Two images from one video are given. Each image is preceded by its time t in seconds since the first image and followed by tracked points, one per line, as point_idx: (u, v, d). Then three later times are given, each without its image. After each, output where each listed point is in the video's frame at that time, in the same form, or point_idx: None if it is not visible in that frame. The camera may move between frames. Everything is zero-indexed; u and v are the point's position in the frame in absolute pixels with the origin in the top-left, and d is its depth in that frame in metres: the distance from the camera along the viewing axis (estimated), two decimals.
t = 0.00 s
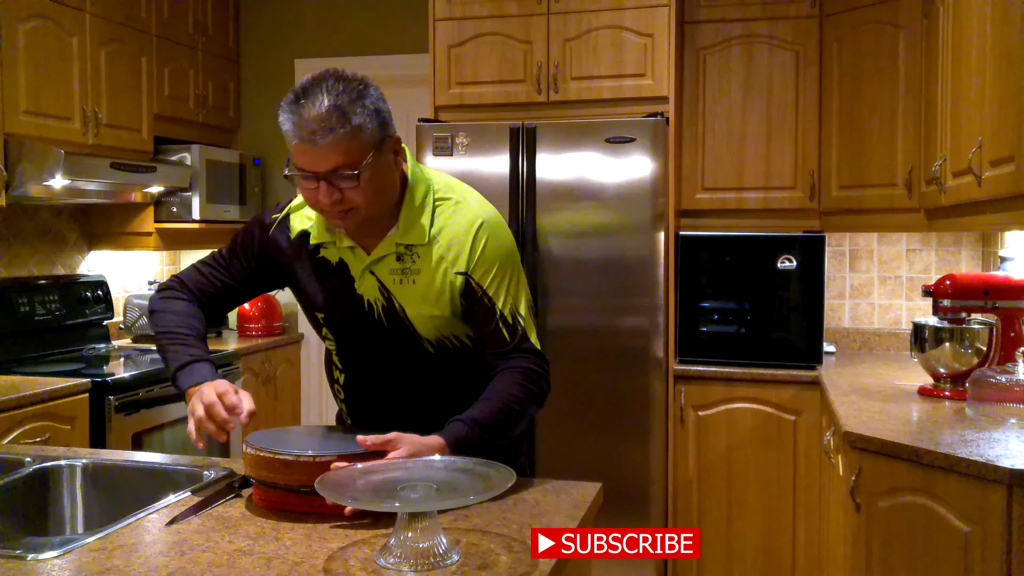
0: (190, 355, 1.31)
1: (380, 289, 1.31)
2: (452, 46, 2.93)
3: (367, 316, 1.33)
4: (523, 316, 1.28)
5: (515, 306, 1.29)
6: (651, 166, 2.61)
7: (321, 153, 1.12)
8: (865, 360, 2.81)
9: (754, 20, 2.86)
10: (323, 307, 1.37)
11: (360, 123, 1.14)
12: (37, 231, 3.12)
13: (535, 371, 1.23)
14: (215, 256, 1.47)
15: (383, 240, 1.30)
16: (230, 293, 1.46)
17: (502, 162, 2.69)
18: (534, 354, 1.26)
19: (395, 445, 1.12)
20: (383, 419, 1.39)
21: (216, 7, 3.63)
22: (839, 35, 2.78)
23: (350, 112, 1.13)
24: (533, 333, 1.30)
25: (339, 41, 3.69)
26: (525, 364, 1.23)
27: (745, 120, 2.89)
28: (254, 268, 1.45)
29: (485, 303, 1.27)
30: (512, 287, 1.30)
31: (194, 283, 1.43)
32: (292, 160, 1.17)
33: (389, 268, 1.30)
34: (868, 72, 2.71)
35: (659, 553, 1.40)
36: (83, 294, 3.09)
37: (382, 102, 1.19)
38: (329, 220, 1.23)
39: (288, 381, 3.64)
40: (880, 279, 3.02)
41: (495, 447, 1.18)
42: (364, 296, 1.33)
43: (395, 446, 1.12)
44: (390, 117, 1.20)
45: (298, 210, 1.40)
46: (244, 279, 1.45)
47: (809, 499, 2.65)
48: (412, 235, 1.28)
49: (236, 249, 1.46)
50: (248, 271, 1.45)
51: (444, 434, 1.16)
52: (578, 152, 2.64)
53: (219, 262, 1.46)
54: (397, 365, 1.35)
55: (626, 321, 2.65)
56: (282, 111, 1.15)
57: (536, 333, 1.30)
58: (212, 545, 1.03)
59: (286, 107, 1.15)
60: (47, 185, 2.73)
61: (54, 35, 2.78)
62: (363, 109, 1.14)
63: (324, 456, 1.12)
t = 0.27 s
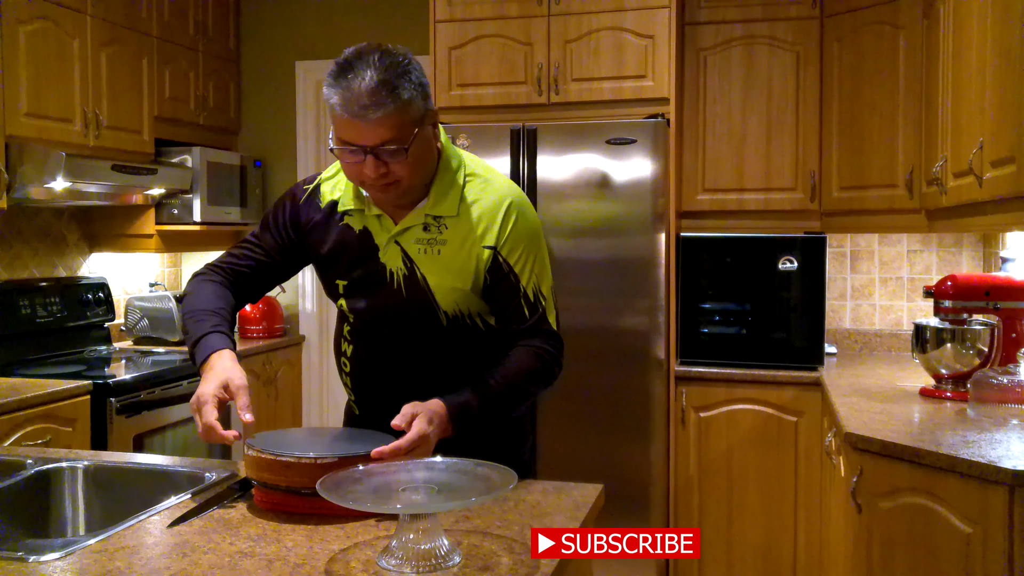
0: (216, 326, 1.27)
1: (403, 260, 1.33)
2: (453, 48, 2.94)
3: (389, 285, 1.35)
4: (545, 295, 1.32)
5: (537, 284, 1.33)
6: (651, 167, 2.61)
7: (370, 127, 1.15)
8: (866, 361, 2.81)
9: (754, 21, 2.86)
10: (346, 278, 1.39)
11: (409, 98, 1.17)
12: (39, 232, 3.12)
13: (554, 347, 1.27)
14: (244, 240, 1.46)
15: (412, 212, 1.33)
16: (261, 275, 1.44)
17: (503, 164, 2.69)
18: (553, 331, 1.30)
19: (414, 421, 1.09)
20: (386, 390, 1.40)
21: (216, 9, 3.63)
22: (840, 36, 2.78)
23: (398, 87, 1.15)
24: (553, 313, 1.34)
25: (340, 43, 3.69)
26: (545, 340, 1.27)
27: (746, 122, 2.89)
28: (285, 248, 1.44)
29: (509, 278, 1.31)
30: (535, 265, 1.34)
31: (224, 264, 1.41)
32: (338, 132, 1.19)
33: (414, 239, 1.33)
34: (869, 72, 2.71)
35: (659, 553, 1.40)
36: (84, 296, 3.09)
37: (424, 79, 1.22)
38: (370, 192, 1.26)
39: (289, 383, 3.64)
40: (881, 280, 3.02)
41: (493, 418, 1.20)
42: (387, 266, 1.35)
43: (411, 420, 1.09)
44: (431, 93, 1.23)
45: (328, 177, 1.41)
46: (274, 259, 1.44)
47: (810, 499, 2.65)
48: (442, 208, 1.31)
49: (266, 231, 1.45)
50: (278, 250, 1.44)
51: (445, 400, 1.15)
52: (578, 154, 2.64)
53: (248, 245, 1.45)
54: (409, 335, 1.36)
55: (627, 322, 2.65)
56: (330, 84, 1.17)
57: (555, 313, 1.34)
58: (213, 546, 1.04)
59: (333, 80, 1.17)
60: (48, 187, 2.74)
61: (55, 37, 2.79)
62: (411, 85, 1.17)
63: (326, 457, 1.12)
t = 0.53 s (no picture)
0: (218, 323, 1.27)
1: (415, 252, 1.34)
2: (454, 46, 2.93)
3: (400, 276, 1.35)
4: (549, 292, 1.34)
5: (543, 281, 1.35)
6: (653, 166, 2.61)
7: (388, 118, 1.15)
8: (866, 361, 2.81)
9: (756, 21, 2.86)
10: (356, 269, 1.39)
11: (428, 92, 1.17)
12: (39, 227, 3.12)
13: (556, 344, 1.29)
14: (250, 228, 1.44)
15: (425, 203, 1.33)
16: (269, 265, 1.43)
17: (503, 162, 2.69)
18: (556, 328, 1.32)
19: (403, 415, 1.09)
20: (388, 383, 1.40)
21: (218, 5, 3.63)
22: (842, 36, 2.78)
23: (419, 81, 1.16)
24: (555, 310, 1.36)
25: (341, 40, 3.69)
26: (548, 338, 1.29)
27: (747, 121, 2.88)
28: (293, 238, 1.43)
29: (517, 274, 1.33)
30: (541, 261, 1.36)
31: (232, 253, 1.39)
32: (355, 122, 1.20)
33: (427, 231, 1.33)
34: (871, 72, 2.71)
35: (658, 553, 1.40)
36: (84, 291, 3.09)
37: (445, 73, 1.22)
38: (383, 181, 1.27)
39: (288, 380, 3.64)
40: (882, 281, 3.02)
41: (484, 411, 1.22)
42: (399, 257, 1.35)
43: (403, 413, 1.10)
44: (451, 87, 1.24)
45: (339, 168, 1.42)
46: (282, 250, 1.43)
47: (810, 499, 2.65)
48: (455, 201, 1.32)
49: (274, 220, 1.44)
50: (287, 240, 1.43)
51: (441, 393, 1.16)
52: (579, 152, 2.64)
53: (255, 233, 1.43)
54: (415, 328, 1.36)
55: (627, 321, 2.65)
56: (350, 73, 1.18)
57: (557, 309, 1.36)
58: (212, 542, 1.04)
59: (353, 69, 1.18)
60: (49, 183, 2.75)
61: (57, 32, 2.78)
62: (431, 79, 1.17)
63: (326, 453, 1.12)
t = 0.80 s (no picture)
0: (218, 326, 1.26)
1: (414, 251, 1.34)
2: (454, 45, 2.93)
3: (398, 276, 1.35)
4: (546, 290, 1.34)
5: (540, 279, 1.35)
6: (652, 165, 2.61)
7: (382, 116, 1.15)
8: (866, 360, 2.81)
9: (756, 19, 2.86)
10: (354, 268, 1.39)
11: (422, 92, 1.17)
12: (38, 227, 3.12)
13: (552, 342, 1.29)
14: (247, 229, 1.44)
15: (423, 203, 1.33)
16: (267, 265, 1.43)
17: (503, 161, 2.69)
18: (553, 325, 1.32)
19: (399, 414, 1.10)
20: (387, 383, 1.40)
21: (217, 4, 3.63)
22: (841, 34, 2.78)
23: (413, 80, 1.16)
24: (552, 308, 1.35)
25: (341, 39, 3.69)
26: (544, 335, 1.29)
27: (747, 120, 2.88)
28: (291, 238, 1.43)
29: (514, 272, 1.32)
30: (538, 259, 1.35)
31: (230, 256, 1.39)
32: (350, 119, 1.20)
33: (425, 231, 1.34)
34: (871, 71, 2.71)
35: (658, 552, 1.40)
36: (83, 291, 3.09)
37: (441, 73, 1.22)
38: (377, 179, 1.27)
39: (288, 379, 3.64)
40: (881, 279, 3.02)
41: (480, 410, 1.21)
42: (397, 257, 1.35)
43: (400, 412, 1.10)
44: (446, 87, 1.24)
45: (337, 167, 1.42)
46: (280, 250, 1.43)
47: (809, 498, 2.65)
48: (453, 200, 1.32)
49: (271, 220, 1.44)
50: (285, 241, 1.43)
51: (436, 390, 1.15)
52: (579, 151, 2.64)
53: (253, 233, 1.43)
54: (414, 328, 1.36)
55: (626, 320, 2.65)
56: (346, 70, 1.18)
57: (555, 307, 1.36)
58: (212, 542, 1.04)
59: (349, 67, 1.18)
60: (48, 183, 2.74)
61: (56, 32, 2.78)
62: (426, 79, 1.17)
63: (326, 453, 1.12)
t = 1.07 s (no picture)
0: (218, 331, 1.26)
1: (411, 253, 1.35)
2: (455, 46, 2.93)
3: (395, 278, 1.36)
4: (543, 290, 1.34)
5: (537, 280, 1.35)
6: (653, 166, 2.61)
7: (374, 116, 1.16)
8: (866, 362, 2.81)
9: (756, 21, 2.86)
10: (351, 270, 1.39)
11: (415, 92, 1.17)
12: (39, 229, 3.12)
13: (549, 343, 1.30)
14: (245, 233, 1.44)
15: (420, 205, 1.34)
16: (266, 269, 1.43)
17: (504, 162, 2.69)
18: (549, 326, 1.32)
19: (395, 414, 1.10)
20: (386, 385, 1.40)
21: (218, 6, 3.63)
22: (842, 35, 2.78)
23: (406, 80, 1.16)
24: (549, 310, 1.35)
25: (341, 41, 3.69)
26: (541, 336, 1.29)
27: (747, 122, 2.88)
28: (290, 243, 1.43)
29: (511, 273, 1.33)
30: (535, 259, 1.36)
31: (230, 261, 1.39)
32: (343, 120, 1.20)
33: (422, 233, 1.34)
34: (871, 73, 2.71)
35: (659, 552, 1.40)
36: (84, 293, 3.10)
37: (435, 75, 1.22)
38: (372, 181, 1.26)
39: (289, 380, 3.64)
40: (882, 281, 3.02)
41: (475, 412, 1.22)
42: (394, 260, 1.36)
43: (397, 412, 1.11)
44: (440, 89, 1.24)
45: (334, 170, 1.42)
46: (279, 254, 1.43)
47: (810, 499, 2.65)
48: (450, 202, 1.32)
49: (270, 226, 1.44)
50: (284, 245, 1.43)
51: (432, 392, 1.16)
52: (579, 152, 2.64)
53: (251, 238, 1.43)
54: (412, 330, 1.37)
55: (626, 322, 2.65)
56: (339, 71, 1.18)
57: (551, 308, 1.36)
58: (213, 543, 1.04)
59: (343, 68, 1.18)
60: (50, 184, 2.75)
61: (57, 34, 2.79)
62: (419, 80, 1.18)
63: (327, 455, 1.12)
